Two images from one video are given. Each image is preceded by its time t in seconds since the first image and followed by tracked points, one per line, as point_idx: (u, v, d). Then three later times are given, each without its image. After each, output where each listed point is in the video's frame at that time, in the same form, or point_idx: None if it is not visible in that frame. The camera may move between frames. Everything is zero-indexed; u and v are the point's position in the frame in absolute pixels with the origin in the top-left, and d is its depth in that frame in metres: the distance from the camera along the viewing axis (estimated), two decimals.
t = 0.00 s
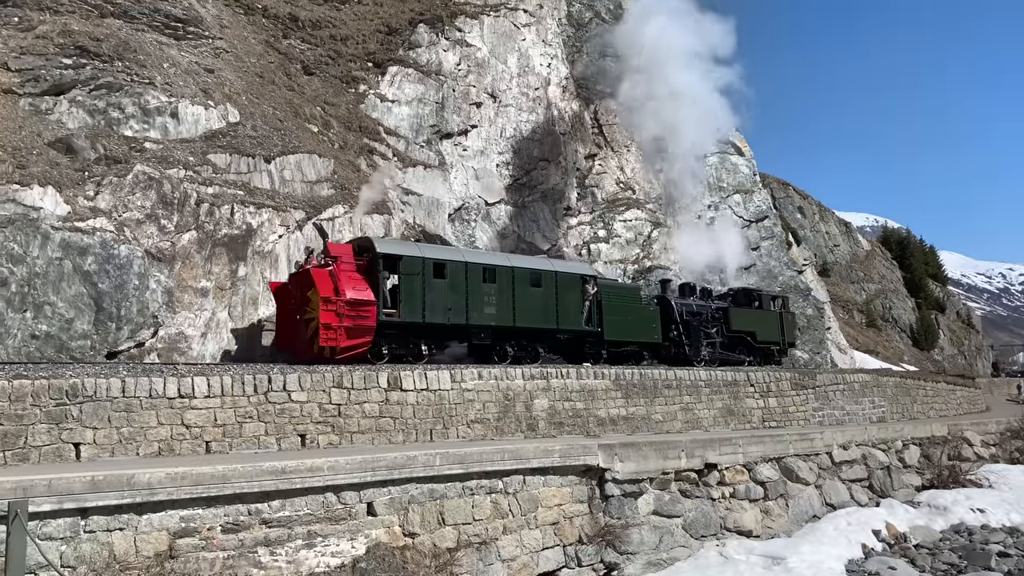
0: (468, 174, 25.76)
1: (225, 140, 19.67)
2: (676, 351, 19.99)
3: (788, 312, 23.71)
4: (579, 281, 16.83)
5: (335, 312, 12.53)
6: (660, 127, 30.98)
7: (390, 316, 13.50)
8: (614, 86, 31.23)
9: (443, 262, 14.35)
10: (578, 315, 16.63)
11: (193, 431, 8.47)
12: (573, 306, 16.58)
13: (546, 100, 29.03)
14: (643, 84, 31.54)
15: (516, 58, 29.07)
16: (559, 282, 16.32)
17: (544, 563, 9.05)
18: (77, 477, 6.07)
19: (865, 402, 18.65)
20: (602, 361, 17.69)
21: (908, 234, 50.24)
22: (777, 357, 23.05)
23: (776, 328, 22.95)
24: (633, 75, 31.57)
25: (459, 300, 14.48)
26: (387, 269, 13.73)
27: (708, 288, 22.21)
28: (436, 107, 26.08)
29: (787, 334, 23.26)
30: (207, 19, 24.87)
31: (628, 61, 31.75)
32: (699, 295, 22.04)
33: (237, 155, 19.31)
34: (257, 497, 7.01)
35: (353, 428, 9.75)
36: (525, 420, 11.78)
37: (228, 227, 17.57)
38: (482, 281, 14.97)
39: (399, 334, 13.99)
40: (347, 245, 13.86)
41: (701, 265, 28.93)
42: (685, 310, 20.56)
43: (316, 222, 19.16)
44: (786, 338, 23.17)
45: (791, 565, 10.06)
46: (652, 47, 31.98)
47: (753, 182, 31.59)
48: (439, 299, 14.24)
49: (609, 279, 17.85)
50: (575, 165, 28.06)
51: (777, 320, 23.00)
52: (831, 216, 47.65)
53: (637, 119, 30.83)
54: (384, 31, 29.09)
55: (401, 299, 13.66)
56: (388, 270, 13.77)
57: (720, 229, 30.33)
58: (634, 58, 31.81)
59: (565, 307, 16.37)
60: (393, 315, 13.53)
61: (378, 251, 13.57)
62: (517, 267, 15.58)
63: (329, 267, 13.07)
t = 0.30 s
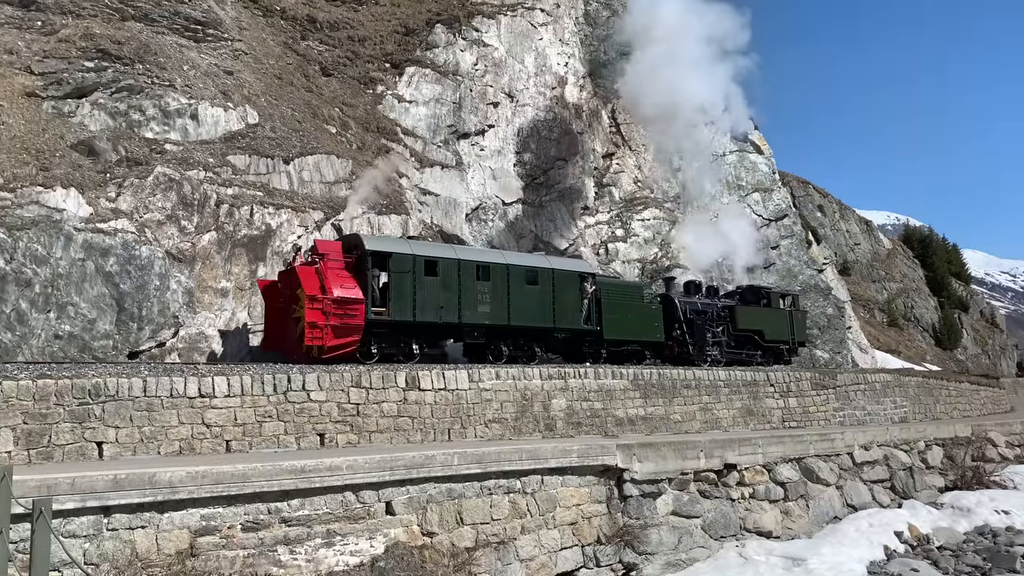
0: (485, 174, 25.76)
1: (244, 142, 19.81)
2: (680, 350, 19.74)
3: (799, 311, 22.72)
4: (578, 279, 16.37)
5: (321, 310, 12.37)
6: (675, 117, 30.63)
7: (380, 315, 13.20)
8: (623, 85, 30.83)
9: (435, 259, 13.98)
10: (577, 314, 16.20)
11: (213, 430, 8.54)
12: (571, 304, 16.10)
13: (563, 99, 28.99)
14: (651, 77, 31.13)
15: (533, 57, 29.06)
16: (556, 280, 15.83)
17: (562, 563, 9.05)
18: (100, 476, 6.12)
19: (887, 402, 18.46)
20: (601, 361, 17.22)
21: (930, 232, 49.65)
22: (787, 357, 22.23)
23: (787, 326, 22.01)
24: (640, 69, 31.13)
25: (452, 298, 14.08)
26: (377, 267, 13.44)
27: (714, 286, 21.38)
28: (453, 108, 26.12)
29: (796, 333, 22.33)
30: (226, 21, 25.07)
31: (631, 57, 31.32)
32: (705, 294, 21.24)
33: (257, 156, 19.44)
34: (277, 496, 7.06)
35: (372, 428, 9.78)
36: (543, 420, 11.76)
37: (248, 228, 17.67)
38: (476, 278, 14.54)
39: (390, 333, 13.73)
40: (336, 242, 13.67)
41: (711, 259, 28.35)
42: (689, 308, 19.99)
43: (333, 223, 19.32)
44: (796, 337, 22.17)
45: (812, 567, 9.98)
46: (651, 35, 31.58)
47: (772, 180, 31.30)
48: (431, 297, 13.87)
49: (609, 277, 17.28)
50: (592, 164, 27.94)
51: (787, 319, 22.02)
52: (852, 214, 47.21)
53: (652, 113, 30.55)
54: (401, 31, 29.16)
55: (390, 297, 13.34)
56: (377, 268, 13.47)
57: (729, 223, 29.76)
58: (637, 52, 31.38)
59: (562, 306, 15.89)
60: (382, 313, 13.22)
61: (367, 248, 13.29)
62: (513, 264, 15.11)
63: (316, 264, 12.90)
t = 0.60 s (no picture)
0: (503, 174, 25.75)
1: (264, 143, 19.94)
2: (682, 349, 19.30)
3: (810, 310, 22.24)
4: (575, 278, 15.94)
5: (306, 309, 12.04)
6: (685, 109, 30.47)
7: (368, 314, 12.86)
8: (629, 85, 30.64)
9: (427, 256, 13.60)
10: (575, 313, 15.82)
11: (234, 429, 8.61)
12: (567, 303, 15.69)
13: (580, 99, 28.62)
14: (654, 73, 30.97)
15: (550, 57, 29.03)
16: (552, 278, 15.41)
17: (581, 563, 9.04)
18: (123, 475, 6.19)
19: (909, 402, 18.26)
20: (600, 360, 16.84)
21: (954, 230, 49.02)
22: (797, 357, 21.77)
23: (797, 325, 21.54)
24: (642, 68, 31.01)
25: (444, 296, 13.70)
26: (366, 265, 13.08)
27: (721, 284, 20.98)
28: (471, 108, 26.17)
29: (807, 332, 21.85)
30: (246, 23, 25.27)
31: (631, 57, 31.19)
32: (713, 292, 20.82)
33: (276, 157, 19.58)
34: (297, 494, 7.10)
35: (391, 427, 9.82)
36: (561, 419, 11.74)
37: (268, 229, 17.78)
38: (469, 276, 14.15)
39: (380, 332, 13.35)
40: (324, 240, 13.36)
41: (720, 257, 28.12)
42: (694, 306, 19.45)
43: (352, 224, 19.29)
44: (806, 336, 21.76)
45: (834, 568, 9.89)
46: (647, 31, 31.52)
47: (792, 179, 30.98)
48: (422, 295, 13.49)
49: (610, 276, 16.97)
50: (610, 163, 27.83)
51: (797, 317, 21.58)
52: (873, 212, 46.75)
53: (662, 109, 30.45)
54: (419, 31, 29.23)
55: (380, 295, 12.95)
56: (367, 266, 13.12)
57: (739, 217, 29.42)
58: (637, 50, 31.29)
59: (558, 305, 15.50)
60: (371, 312, 12.88)
61: (356, 246, 12.92)
62: (508, 262, 14.71)
63: (302, 262, 12.57)
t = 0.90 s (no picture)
0: (518, 173, 25.74)
1: (279, 144, 20.04)
2: (681, 349, 18.31)
3: (816, 308, 21.01)
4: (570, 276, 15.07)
5: (287, 306, 11.18)
6: (692, 101, 30.32)
7: (352, 312, 12.07)
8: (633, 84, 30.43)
9: (414, 253, 12.77)
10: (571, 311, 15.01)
11: (250, 428, 8.65)
12: (561, 301, 14.80)
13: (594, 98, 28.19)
14: (655, 69, 30.87)
15: (565, 56, 28.96)
16: (545, 275, 14.51)
17: (596, 563, 9.02)
18: (140, 473, 6.25)
19: (928, 402, 18.08)
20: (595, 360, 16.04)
21: (973, 228, 48.50)
22: (803, 357, 20.51)
23: (801, 324, 20.30)
24: (645, 68, 30.87)
25: (431, 294, 12.91)
26: (349, 262, 12.28)
27: (722, 281, 19.92)
28: (485, 107, 26.18)
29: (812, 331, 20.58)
30: (262, 24, 25.39)
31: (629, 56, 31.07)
32: (713, 290, 19.72)
33: (292, 158, 19.67)
34: (313, 493, 7.13)
35: (406, 426, 9.83)
36: (576, 419, 11.70)
37: (283, 229, 17.86)
38: (457, 273, 13.33)
39: (363, 331, 12.55)
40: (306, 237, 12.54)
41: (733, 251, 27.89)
42: (694, 305, 18.50)
43: (367, 223, 19.35)
44: (812, 335, 20.45)
45: (851, 570, 9.84)
46: (644, 33, 31.42)
47: (808, 177, 30.72)
48: (409, 293, 12.70)
49: (604, 272, 16.10)
50: (625, 162, 27.72)
51: (802, 314, 20.36)
52: (891, 210, 46.34)
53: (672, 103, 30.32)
54: (433, 31, 29.26)
55: (364, 293, 12.16)
56: (350, 263, 12.31)
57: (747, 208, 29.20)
58: (637, 51, 31.16)
59: (551, 303, 14.60)
60: (355, 310, 12.09)
61: (338, 242, 12.09)
62: (499, 260, 13.88)
63: (282, 258, 11.72)
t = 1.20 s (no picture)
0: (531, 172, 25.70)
1: (294, 145, 20.13)
2: (676, 348, 17.98)
3: (820, 306, 20.53)
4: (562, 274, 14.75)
5: (266, 305, 11.09)
6: (697, 97, 30.12)
7: (333, 311, 11.85)
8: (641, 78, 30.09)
9: (398, 250, 12.53)
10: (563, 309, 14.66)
11: (266, 428, 8.70)
12: (553, 299, 14.48)
13: (608, 97, 28.08)
14: (661, 61, 30.63)
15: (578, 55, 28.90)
16: (535, 273, 14.20)
17: (611, 563, 9.01)
18: (157, 472, 6.30)
19: (946, 402, 17.91)
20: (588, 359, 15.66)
21: (991, 227, 48.00)
22: (805, 356, 20.08)
23: (803, 322, 19.83)
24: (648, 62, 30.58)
25: (416, 292, 12.66)
26: (332, 259, 12.08)
27: (722, 279, 19.52)
28: (499, 107, 26.19)
29: (814, 329, 20.09)
30: (276, 25, 25.52)
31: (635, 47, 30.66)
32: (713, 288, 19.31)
33: (306, 158, 19.76)
34: (328, 492, 7.16)
35: (420, 426, 9.85)
36: (590, 419, 11.66)
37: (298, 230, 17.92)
38: (444, 270, 13.07)
39: (346, 329, 12.33)
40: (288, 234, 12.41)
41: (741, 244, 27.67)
42: (691, 303, 18.18)
43: (382, 223, 19.28)
44: (815, 334, 20.11)
45: (868, 571, 9.83)
46: (644, 27, 31.17)
47: (823, 176, 30.48)
48: (393, 291, 12.47)
49: (599, 271, 15.65)
50: (638, 161, 27.67)
51: (804, 312, 19.88)
52: (908, 209, 45.95)
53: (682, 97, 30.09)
54: (447, 31, 29.30)
55: (345, 291, 11.96)
56: (332, 261, 12.11)
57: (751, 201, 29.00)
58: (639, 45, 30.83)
59: (542, 301, 14.28)
60: (337, 309, 11.87)
61: (319, 239, 11.89)
62: (487, 257, 13.61)
63: (261, 257, 11.62)
